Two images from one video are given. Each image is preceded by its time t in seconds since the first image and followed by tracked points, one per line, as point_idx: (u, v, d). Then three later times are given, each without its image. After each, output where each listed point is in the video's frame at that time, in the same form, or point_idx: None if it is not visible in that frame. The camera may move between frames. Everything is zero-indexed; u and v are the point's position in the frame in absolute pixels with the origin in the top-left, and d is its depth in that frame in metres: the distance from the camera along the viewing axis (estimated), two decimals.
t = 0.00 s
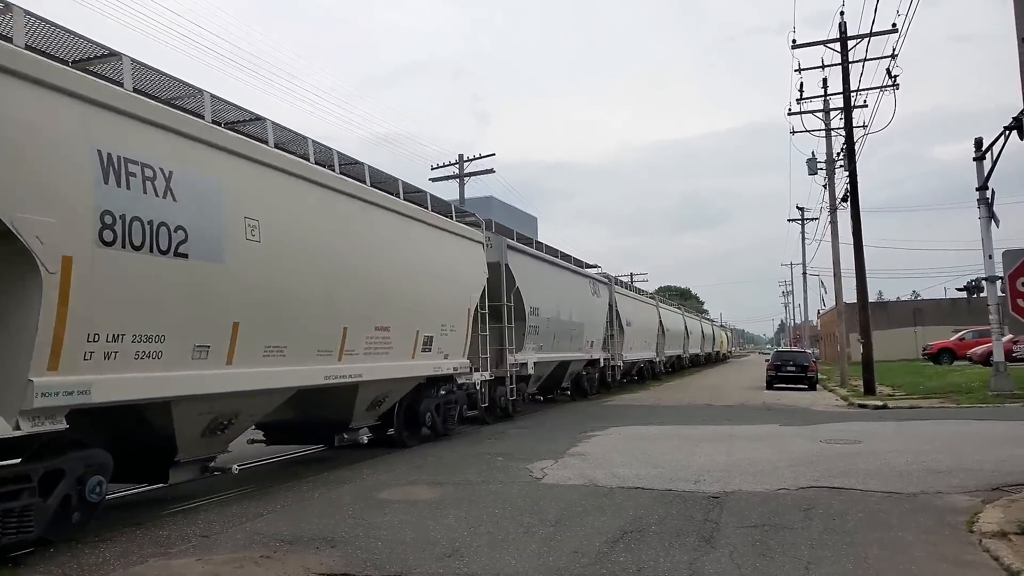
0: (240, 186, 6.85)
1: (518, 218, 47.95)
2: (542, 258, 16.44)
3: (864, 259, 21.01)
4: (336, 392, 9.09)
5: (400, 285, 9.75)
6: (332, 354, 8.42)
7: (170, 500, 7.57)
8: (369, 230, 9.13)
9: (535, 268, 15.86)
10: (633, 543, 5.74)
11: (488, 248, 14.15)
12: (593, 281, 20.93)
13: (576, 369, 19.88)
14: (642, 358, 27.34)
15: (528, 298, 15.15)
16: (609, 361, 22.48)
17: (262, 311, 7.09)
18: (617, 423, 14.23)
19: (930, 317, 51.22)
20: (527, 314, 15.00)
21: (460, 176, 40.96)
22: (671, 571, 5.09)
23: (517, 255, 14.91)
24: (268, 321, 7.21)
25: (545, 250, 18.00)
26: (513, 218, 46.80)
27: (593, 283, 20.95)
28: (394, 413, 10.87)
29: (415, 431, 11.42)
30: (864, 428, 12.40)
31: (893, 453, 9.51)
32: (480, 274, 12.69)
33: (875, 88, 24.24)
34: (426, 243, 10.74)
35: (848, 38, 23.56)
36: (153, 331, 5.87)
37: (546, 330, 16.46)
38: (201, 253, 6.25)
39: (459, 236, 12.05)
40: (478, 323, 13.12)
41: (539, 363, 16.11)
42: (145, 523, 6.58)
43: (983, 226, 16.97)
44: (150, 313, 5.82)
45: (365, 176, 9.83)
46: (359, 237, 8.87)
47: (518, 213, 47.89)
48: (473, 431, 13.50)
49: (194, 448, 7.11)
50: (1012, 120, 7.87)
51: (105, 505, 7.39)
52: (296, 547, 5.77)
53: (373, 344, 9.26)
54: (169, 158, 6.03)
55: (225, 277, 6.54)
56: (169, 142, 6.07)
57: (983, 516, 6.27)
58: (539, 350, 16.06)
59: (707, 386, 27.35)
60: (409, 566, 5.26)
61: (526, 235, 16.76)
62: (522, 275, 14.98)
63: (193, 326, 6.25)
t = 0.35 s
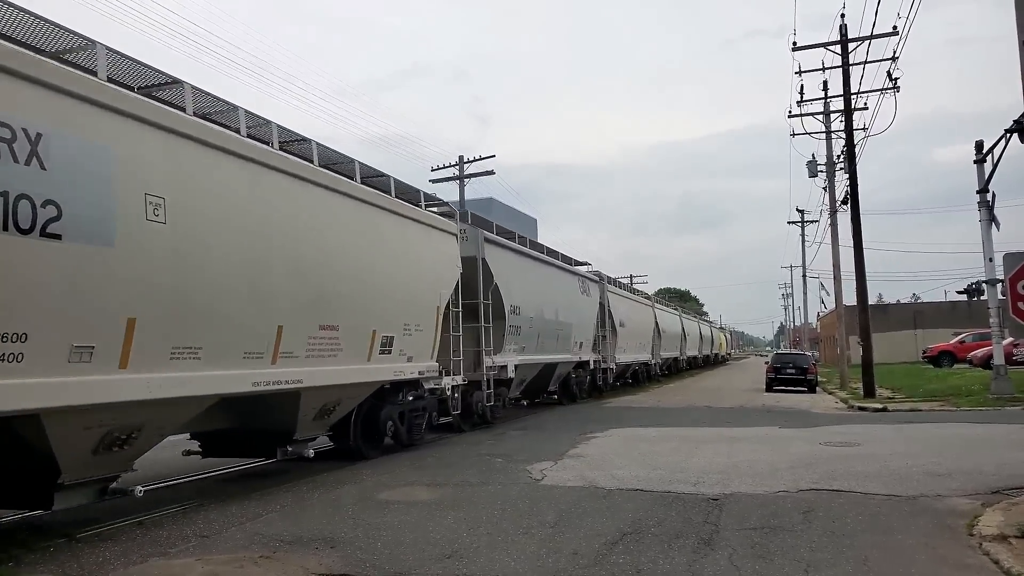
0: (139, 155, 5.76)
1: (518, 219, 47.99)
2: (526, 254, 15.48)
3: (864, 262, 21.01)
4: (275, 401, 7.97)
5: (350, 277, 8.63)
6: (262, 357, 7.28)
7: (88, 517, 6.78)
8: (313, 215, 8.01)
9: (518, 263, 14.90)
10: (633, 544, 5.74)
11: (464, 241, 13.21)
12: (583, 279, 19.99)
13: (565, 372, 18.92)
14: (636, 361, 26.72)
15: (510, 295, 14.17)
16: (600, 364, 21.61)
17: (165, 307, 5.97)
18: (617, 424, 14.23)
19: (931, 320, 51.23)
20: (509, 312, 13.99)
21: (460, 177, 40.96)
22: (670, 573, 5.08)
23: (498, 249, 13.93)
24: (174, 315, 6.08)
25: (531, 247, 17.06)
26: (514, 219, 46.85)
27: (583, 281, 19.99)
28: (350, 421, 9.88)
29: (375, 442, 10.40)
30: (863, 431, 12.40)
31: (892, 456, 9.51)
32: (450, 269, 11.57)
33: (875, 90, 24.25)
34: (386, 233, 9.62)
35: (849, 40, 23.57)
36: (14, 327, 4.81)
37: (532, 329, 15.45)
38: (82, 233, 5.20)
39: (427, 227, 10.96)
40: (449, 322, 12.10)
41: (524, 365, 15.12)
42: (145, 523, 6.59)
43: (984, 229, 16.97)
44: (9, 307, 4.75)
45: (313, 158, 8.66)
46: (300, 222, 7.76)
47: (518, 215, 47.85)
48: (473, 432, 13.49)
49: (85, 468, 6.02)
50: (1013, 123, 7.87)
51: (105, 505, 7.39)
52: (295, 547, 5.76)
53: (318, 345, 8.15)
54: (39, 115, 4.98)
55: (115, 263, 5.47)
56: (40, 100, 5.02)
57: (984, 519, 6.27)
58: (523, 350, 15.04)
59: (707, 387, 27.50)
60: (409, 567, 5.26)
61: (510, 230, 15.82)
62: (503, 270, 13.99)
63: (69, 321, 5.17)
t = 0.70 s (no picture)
0: None
1: (518, 220, 48.05)
2: (506, 245, 14.34)
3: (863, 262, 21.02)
4: (184, 410, 6.69)
5: (280, 266, 7.21)
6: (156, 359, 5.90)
7: (2, 527, 6.13)
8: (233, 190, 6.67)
9: (496, 256, 13.77)
10: (632, 544, 5.76)
11: (434, 231, 12.07)
12: (569, 275, 18.89)
13: (551, 373, 17.85)
14: (631, 361, 26.44)
15: (487, 290, 13.04)
16: (587, 363, 20.79)
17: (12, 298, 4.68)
18: (616, 425, 14.24)
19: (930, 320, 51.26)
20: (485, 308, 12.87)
21: (460, 178, 40.97)
22: (669, 572, 5.10)
23: (473, 240, 12.81)
24: (15, 310, 4.70)
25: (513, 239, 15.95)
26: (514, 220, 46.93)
27: (570, 277, 18.90)
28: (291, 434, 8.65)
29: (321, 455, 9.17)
30: (863, 430, 12.42)
31: (892, 455, 9.52)
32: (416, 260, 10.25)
33: (875, 91, 24.26)
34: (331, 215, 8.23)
35: (848, 41, 23.58)
36: None
37: (512, 328, 14.34)
38: None
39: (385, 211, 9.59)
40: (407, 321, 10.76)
41: (504, 367, 13.98)
42: (144, 524, 6.60)
43: (982, 229, 16.99)
44: None
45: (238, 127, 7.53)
46: (209, 198, 6.34)
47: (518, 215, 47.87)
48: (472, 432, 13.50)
49: None
50: (1012, 123, 7.88)
51: (105, 507, 7.40)
52: (295, 548, 5.77)
53: (240, 345, 6.81)
54: None
55: None
56: None
57: (982, 518, 6.28)
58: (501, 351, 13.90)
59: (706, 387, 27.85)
60: (409, 567, 5.26)
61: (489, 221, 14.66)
62: (479, 262, 12.85)
63: None
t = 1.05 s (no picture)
0: None
1: (518, 220, 48.15)
2: (483, 237, 13.41)
3: (863, 262, 21.02)
4: (68, 418, 5.74)
5: (193, 251, 6.37)
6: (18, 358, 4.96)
7: None
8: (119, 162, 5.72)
9: (471, 248, 12.84)
10: (632, 545, 5.75)
11: (398, 218, 11.08)
12: (554, 270, 17.99)
13: (534, 375, 16.97)
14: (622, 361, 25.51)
15: (458, 285, 12.13)
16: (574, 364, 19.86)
17: None
18: (616, 425, 14.23)
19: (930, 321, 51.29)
20: (456, 304, 11.99)
21: (461, 178, 40.93)
22: (668, 572, 5.10)
23: (444, 230, 11.87)
24: None
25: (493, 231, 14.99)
26: (514, 220, 46.99)
27: (555, 273, 17.99)
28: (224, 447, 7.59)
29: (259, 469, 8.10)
30: (863, 431, 12.41)
31: (892, 456, 9.52)
32: (364, 251, 9.32)
33: (875, 91, 24.24)
34: (261, 196, 7.38)
35: (849, 41, 23.58)
36: None
37: (488, 326, 13.45)
38: None
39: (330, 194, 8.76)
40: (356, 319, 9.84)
41: (476, 368, 13.11)
42: (143, 524, 6.59)
43: (982, 230, 17.00)
44: None
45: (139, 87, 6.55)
46: (81, 169, 5.37)
47: (518, 216, 47.87)
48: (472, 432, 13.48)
49: None
50: (1012, 124, 7.89)
51: (104, 506, 7.39)
52: (293, 548, 5.76)
53: (133, 343, 5.89)
54: None
55: None
56: None
57: (982, 519, 6.27)
58: (475, 350, 13.01)
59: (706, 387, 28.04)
60: (407, 567, 5.26)
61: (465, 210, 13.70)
62: (450, 254, 11.92)
63: None
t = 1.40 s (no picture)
0: None
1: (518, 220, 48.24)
2: (456, 225, 12.20)
3: (863, 262, 21.00)
4: None
5: (59, 227, 5.26)
6: None
7: None
8: None
9: (440, 237, 11.64)
10: (631, 545, 5.74)
11: (354, 202, 9.85)
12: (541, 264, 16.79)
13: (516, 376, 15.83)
14: (618, 362, 24.40)
15: (425, 278, 10.97)
16: (563, 365, 18.69)
17: None
18: (615, 425, 14.21)
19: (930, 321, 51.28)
20: (422, 299, 10.83)
21: (461, 178, 40.91)
22: (668, 572, 5.09)
23: (407, 216, 10.66)
24: None
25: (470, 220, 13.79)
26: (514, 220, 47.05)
27: (542, 266, 16.79)
28: (129, 462, 6.60)
29: (170, 487, 6.98)
30: (863, 432, 12.39)
31: (891, 457, 9.50)
32: (302, 237, 8.16)
33: (876, 91, 24.20)
34: (164, 166, 6.28)
35: (850, 41, 23.57)
36: None
37: (462, 323, 12.29)
38: None
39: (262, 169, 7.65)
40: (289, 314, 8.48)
41: (448, 370, 11.98)
42: (143, 522, 6.58)
43: (982, 231, 16.98)
44: None
45: None
46: None
47: (518, 216, 47.85)
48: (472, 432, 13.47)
49: None
50: (1013, 124, 7.88)
51: (104, 504, 7.38)
52: (293, 547, 5.75)
53: None
54: None
55: None
56: None
57: (981, 520, 6.26)
58: (446, 350, 11.87)
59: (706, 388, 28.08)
60: (406, 567, 5.25)
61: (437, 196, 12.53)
62: (414, 243, 10.73)
63: None
